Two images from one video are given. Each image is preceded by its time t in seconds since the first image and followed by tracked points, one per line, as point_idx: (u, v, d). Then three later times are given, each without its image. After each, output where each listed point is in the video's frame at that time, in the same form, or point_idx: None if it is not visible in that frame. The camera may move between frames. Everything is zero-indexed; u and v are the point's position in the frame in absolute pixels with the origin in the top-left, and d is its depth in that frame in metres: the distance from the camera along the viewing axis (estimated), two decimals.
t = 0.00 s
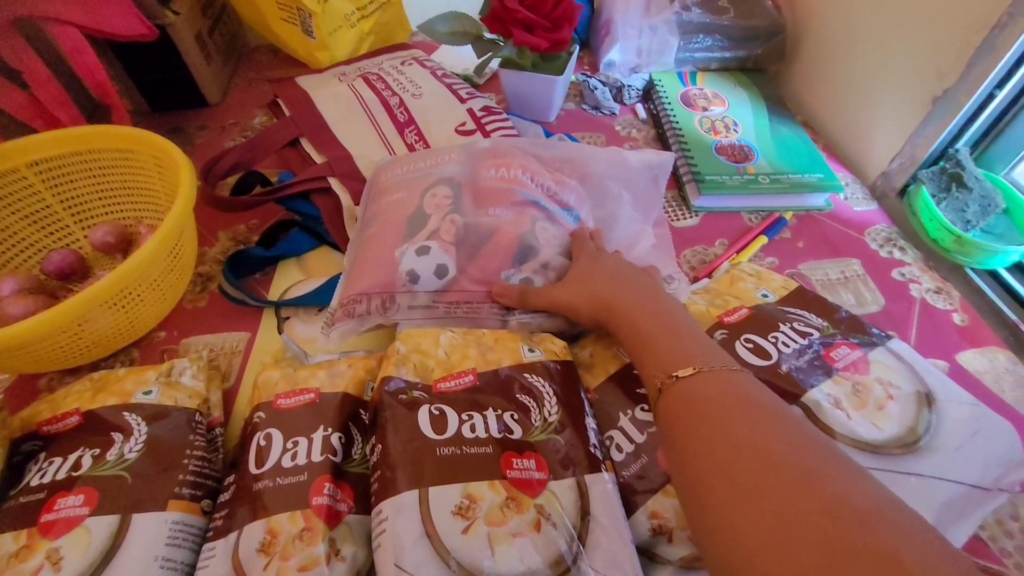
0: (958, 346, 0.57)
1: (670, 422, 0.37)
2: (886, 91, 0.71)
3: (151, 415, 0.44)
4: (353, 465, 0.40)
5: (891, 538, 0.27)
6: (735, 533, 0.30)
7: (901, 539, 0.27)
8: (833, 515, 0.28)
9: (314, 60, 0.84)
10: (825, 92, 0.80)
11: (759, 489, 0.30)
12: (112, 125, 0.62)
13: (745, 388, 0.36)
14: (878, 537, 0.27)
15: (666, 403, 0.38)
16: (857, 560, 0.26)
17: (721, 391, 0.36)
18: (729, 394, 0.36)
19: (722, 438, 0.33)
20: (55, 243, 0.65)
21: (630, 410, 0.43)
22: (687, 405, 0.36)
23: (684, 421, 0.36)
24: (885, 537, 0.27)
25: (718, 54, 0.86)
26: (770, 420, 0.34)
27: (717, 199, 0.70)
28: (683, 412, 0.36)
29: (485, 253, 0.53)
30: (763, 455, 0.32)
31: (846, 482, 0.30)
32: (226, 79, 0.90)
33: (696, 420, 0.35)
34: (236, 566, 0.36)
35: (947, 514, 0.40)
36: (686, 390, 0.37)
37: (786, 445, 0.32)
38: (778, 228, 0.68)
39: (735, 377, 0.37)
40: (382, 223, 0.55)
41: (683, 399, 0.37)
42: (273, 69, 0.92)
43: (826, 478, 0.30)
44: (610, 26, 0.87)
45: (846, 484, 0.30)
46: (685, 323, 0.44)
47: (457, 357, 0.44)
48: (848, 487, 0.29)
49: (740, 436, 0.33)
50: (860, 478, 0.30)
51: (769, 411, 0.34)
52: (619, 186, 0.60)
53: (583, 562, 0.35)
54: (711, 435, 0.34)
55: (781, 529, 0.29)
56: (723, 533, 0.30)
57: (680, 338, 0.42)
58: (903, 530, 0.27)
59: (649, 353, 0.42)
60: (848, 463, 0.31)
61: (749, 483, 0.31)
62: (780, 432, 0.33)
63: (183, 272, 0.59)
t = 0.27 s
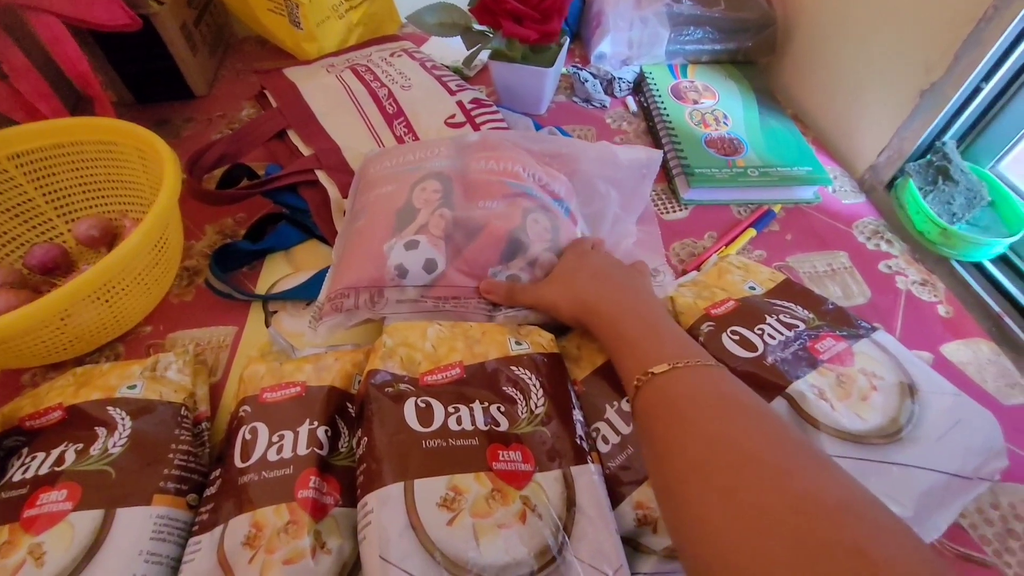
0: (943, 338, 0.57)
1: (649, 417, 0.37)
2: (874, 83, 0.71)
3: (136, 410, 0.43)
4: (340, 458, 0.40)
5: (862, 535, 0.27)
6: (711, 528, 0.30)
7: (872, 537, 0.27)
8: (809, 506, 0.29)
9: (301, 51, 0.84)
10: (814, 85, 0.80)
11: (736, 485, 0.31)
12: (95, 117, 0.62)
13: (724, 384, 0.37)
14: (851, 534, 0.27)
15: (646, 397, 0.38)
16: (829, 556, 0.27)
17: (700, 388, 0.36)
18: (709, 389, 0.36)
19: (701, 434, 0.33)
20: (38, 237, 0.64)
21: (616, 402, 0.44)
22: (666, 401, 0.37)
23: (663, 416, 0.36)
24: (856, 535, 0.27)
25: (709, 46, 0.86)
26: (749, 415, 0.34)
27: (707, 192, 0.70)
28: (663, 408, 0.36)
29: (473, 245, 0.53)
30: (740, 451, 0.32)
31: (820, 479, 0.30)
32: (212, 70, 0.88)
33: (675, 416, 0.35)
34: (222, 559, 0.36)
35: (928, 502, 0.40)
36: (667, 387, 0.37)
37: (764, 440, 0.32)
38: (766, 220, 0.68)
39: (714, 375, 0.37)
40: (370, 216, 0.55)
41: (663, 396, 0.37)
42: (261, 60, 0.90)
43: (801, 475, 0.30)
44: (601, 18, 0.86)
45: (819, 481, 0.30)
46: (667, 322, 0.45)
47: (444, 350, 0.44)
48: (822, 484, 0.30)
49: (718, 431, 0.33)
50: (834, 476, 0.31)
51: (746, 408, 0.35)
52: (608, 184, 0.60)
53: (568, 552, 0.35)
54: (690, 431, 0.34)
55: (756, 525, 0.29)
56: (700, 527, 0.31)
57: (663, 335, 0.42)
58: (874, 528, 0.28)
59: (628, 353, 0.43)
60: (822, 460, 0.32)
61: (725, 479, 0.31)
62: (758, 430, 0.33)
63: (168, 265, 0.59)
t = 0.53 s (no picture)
0: (928, 331, 0.58)
1: (634, 410, 0.38)
2: (865, 77, 0.71)
3: (127, 404, 0.43)
4: (331, 451, 0.41)
5: (837, 521, 0.28)
6: (692, 518, 0.31)
7: (847, 522, 0.28)
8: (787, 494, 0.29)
9: (292, 42, 0.83)
10: (806, 78, 0.81)
11: (714, 475, 0.31)
12: (83, 110, 0.61)
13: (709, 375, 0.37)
14: (826, 520, 0.28)
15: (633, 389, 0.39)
16: (804, 542, 0.27)
17: (682, 380, 0.37)
18: (693, 381, 0.37)
19: (684, 427, 0.34)
20: (27, 230, 0.64)
21: (605, 395, 0.44)
22: (650, 395, 0.37)
23: (647, 409, 0.37)
24: (831, 520, 0.28)
25: (701, 39, 0.86)
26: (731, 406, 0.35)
27: (698, 185, 0.70)
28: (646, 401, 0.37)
29: (465, 239, 0.53)
30: (722, 442, 0.32)
31: (799, 466, 0.31)
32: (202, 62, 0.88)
33: (658, 409, 0.36)
34: (213, 551, 0.36)
35: (908, 492, 0.41)
36: (651, 380, 0.38)
37: (746, 430, 0.33)
38: (756, 214, 0.68)
39: (698, 367, 0.38)
40: (361, 210, 0.55)
41: (647, 389, 0.38)
42: (251, 51, 0.90)
43: (779, 463, 0.31)
44: (594, 9, 0.86)
45: (796, 469, 0.31)
46: (657, 316, 0.45)
47: (434, 344, 0.44)
48: (799, 472, 0.30)
49: (701, 422, 0.34)
50: (812, 463, 0.31)
51: (727, 400, 0.35)
52: (600, 180, 0.61)
53: (556, 542, 0.36)
54: (672, 424, 0.35)
55: (735, 512, 0.29)
56: (682, 518, 0.31)
57: (651, 328, 0.43)
58: (848, 513, 0.28)
59: (614, 347, 0.43)
60: (802, 449, 0.33)
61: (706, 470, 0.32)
62: (738, 421, 0.34)
63: (159, 259, 0.58)
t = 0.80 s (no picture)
0: (918, 326, 0.58)
1: (624, 402, 0.38)
2: (859, 71, 0.71)
3: (114, 399, 0.43)
4: (319, 446, 0.40)
5: (823, 510, 0.28)
6: (681, 507, 0.31)
7: (832, 511, 0.28)
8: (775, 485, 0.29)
9: (283, 33, 0.82)
10: (801, 72, 0.80)
11: (704, 464, 0.31)
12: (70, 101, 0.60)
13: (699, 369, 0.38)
14: (812, 509, 0.28)
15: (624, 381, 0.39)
16: (791, 531, 0.28)
17: (674, 372, 0.37)
18: (684, 375, 0.37)
19: (674, 419, 0.34)
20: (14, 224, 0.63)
21: (594, 389, 0.44)
22: (641, 386, 0.37)
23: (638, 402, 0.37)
24: (817, 509, 0.28)
25: (696, 32, 0.86)
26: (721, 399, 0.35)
27: (691, 179, 0.70)
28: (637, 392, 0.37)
29: (456, 233, 0.53)
30: (711, 434, 0.32)
31: (788, 457, 0.31)
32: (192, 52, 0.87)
33: (649, 400, 0.36)
34: (201, 546, 0.36)
35: (895, 486, 0.41)
36: (643, 372, 0.38)
37: (735, 422, 0.33)
38: (749, 209, 0.68)
39: (689, 360, 0.38)
40: (351, 204, 0.55)
41: (638, 380, 0.38)
42: (242, 42, 0.89)
43: (768, 455, 0.31)
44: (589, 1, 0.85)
45: (784, 459, 0.31)
46: (647, 310, 0.45)
47: (424, 338, 0.44)
48: (787, 462, 0.31)
49: (691, 414, 0.34)
50: (800, 453, 0.32)
51: (717, 392, 0.35)
52: (590, 178, 0.60)
53: (543, 537, 0.36)
54: (663, 414, 0.35)
55: (724, 503, 0.30)
56: (671, 507, 0.31)
57: (641, 323, 0.42)
58: (834, 502, 0.29)
59: (607, 339, 0.43)
60: (790, 440, 0.33)
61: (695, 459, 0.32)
62: (728, 412, 0.34)
63: (148, 252, 0.58)
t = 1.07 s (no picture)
0: (914, 325, 0.58)
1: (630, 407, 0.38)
2: (857, 69, 0.71)
3: (105, 398, 0.43)
4: (311, 447, 0.40)
5: (830, 519, 0.28)
6: (687, 514, 0.31)
7: (837, 520, 0.28)
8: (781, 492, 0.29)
9: (277, 28, 0.81)
10: (799, 69, 0.80)
11: (711, 471, 0.31)
12: (59, 95, 0.59)
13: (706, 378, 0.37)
14: (818, 517, 0.28)
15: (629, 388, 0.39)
16: (799, 540, 0.27)
17: (680, 379, 0.37)
18: (689, 382, 0.36)
19: (679, 426, 0.34)
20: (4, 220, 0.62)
21: (588, 390, 0.44)
22: (646, 393, 0.37)
23: (643, 409, 0.37)
24: (825, 518, 0.28)
25: (694, 29, 0.85)
26: (727, 407, 0.35)
27: (688, 178, 0.70)
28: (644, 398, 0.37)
29: (452, 231, 0.53)
30: (716, 440, 0.32)
31: (793, 464, 0.31)
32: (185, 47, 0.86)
33: (656, 406, 0.36)
34: (191, 547, 0.36)
35: (889, 488, 0.41)
36: (649, 378, 0.38)
37: (741, 429, 0.33)
38: (746, 207, 0.68)
39: (695, 367, 0.38)
40: (345, 202, 0.54)
41: (643, 387, 0.38)
42: (236, 36, 0.88)
43: (774, 461, 0.31)
44: None
45: (789, 467, 0.31)
46: (643, 312, 0.45)
47: (418, 338, 0.44)
48: (794, 470, 0.31)
49: (697, 421, 0.34)
50: (806, 462, 0.32)
51: (724, 399, 0.35)
52: (579, 181, 0.60)
53: (537, 538, 0.36)
54: (670, 421, 0.35)
55: (729, 509, 0.29)
56: (677, 514, 0.31)
57: (636, 323, 0.42)
58: (841, 511, 0.29)
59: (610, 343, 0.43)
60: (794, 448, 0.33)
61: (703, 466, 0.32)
62: (735, 419, 0.34)
63: (141, 247, 0.58)
